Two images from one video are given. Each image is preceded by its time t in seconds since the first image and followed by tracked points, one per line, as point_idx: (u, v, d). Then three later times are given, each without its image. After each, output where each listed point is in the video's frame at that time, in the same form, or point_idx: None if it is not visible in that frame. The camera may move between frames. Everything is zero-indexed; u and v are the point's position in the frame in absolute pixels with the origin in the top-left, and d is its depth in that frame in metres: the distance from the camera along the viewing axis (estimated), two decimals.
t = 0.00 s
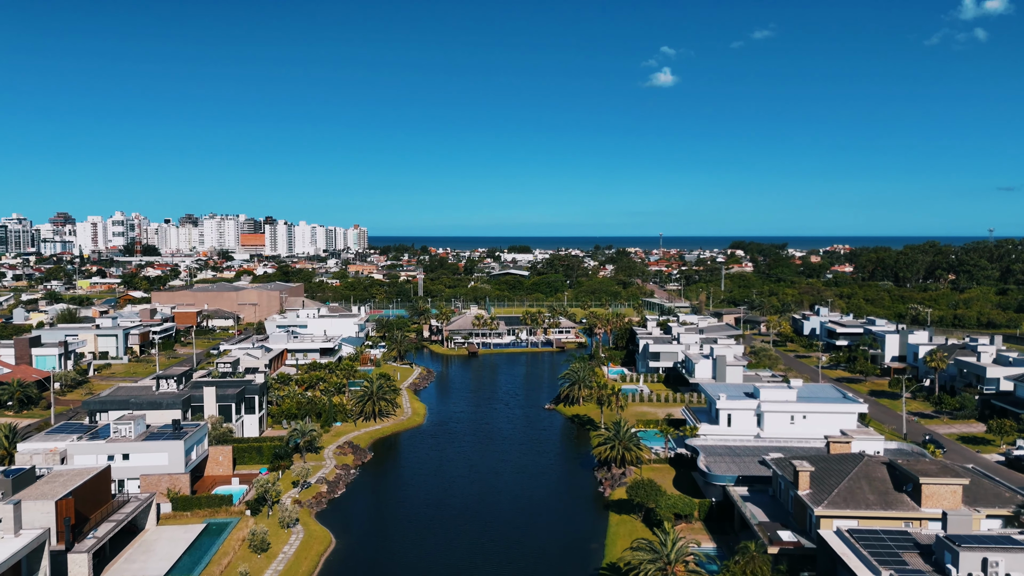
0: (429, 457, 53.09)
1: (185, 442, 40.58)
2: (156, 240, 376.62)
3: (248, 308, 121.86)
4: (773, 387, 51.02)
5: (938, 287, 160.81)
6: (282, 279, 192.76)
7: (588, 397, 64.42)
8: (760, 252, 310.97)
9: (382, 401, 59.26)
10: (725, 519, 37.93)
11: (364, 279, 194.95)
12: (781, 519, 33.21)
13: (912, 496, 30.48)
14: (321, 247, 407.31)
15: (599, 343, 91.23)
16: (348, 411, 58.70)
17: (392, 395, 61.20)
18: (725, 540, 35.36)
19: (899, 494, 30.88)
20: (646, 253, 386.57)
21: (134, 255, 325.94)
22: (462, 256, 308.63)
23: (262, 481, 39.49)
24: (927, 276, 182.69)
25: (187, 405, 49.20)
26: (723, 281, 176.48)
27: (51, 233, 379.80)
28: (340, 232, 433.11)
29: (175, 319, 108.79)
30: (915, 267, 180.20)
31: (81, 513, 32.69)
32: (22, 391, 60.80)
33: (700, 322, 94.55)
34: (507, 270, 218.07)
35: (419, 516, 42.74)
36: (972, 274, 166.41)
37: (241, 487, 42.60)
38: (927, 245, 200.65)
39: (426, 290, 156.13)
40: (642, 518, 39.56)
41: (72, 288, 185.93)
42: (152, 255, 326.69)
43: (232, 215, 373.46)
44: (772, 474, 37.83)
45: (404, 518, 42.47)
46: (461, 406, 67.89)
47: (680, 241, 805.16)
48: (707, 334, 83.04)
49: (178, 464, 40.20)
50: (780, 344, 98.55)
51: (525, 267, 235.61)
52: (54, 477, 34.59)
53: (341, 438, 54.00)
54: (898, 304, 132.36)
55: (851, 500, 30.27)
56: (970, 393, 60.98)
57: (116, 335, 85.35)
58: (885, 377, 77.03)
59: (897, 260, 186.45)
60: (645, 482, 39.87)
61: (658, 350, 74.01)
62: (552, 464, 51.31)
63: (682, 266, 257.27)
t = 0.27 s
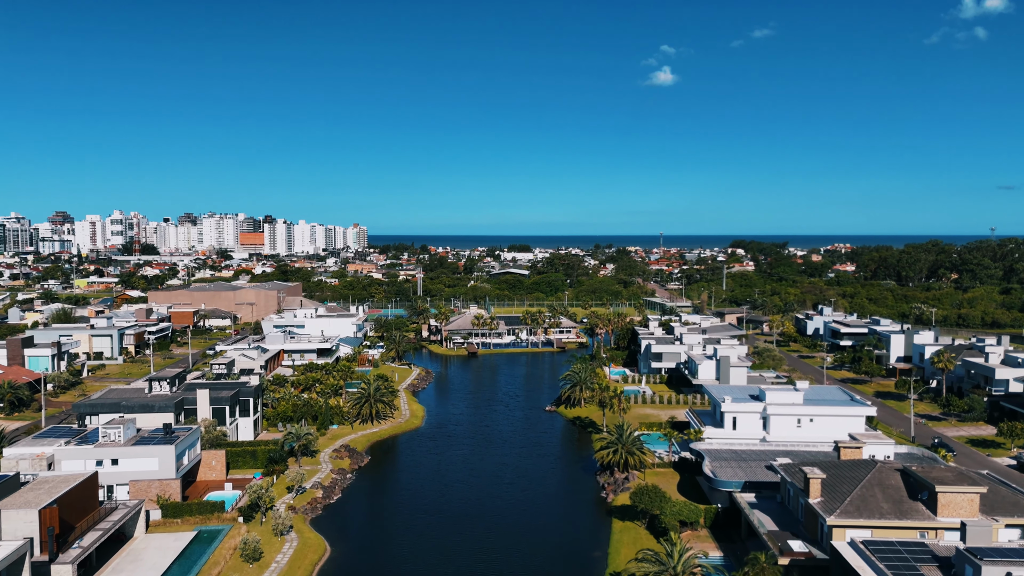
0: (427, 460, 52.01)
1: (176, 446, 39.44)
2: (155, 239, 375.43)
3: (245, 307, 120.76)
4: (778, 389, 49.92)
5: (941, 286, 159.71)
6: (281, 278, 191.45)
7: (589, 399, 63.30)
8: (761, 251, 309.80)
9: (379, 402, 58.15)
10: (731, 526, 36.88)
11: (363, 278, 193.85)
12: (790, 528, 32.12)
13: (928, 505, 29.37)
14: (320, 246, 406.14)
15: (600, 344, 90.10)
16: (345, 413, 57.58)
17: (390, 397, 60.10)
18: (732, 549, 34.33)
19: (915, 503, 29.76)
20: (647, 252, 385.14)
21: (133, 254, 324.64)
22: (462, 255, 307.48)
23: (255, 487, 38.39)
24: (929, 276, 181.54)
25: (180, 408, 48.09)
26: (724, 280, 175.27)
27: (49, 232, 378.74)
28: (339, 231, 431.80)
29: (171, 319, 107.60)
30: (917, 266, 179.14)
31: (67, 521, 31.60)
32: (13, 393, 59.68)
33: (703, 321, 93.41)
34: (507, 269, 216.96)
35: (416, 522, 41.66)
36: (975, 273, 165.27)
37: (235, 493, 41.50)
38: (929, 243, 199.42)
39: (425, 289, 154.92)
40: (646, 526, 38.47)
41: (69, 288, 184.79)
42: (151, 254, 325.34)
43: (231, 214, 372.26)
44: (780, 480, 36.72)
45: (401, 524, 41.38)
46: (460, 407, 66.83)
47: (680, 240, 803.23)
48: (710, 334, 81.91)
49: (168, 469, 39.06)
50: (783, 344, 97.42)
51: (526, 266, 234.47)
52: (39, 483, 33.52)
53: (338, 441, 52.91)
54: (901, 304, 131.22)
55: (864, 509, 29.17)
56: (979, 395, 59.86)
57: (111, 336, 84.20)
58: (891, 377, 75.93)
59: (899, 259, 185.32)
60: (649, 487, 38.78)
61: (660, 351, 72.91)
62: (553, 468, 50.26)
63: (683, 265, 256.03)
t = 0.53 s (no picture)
0: (426, 462, 51.03)
1: (167, 450, 38.45)
2: (154, 237, 374.46)
3: (243, 306, 119.78)
4: (784, 390, 48.92)
5: (943, 285, 158.84)
6: (280, 277, 190.36)
7: (591, 400, 62.31)
8: (761, 250, 308.95)
9: (377, 403, 57.13)
10: (737, 532, 35.97)
11: (362, 277, 192.95)
12: (799, 536, 31.16)
13: (942, 513, 28.39)
14: (320, 244, 405.14)
15: (601, 343, 89.14)
16: (342, 415, 56.55)
17: (388, 397, 59.11)
18: (739, 557, 33.43)
19: (928, 511, 28.79)
20: (647, 250, 384.07)
21: (132, 253, 323.61)
22: (462, 254, 306.62)
23: (249, 492, 37.42)
24: (931, 274, 180.63)
25: (173, 410, 47.14)
26: (725, 279, 174.31)
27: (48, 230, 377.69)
28: (339, 229, 430.65)
29: (168, 318, 106.58)
30: (920, 264, 178.26)
31: (53, 528, 30.59)
32: (4, 394, 58.73)
33: (705, 321, 92.38)
34: (507, 268, 216.02)
35: (414, 527, 40.67)
36: (978, 272, 164.37)
37: (228, 498, 40.53)
38: (932, 242, 198.49)
39: (425, 288, 153.94)
40: (649, 531, 37.55)
41: (67, 286, 183.97)
42: (150, 253, 324.26)
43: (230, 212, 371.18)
44: (787, 485, 35.76)
45: (398, 529, 40.37)
46: (459, 408, 65.88)
47: (680, 238, 802.16)
48: (712, 333, 80.94)
49: (160, 474, 38.04)
50: (786, 344, 96.48)
51: (526, 265, 233.53)
52: (25, 489, 32.53)
53: (334, 444, 51.89)
54: (904, 303, 130.25)
55: (876, 517, 28.20)
56: (987, 396, 58.89)
57: (106, 335, 83.22)
58: (895, 377, 74.96)
59: (901, 258, 184.37)
60: (652, 492, 37.83)
61: (662, 351, 71.93)
62: (553, 470, 49.30)
63: (684, 263, 255.08)
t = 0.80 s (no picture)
0: (425, 466, 49.91)
1: (158, 454, 37.52)
2: (153, 235, 373.44)
3: (241, 305, 118.77)
4: (790, 391, 47.86)
5: (946, 283, 157.78)
6: (279, 275, 189.46)
7: (592, 400, 61.27)
8: (762, 247, 307.91)
9: (375, 405, 56.10)
10: (744, 538, 34.98)
11: (361, 275, 191.92)
12: (810, 544, 30.17)
13: (959, 521, 27.37)
14: (320, 242, 404.05)
15: (602, 342, 88.10)
16: (339, 416, 55.54)
17: (386, 398, 58.08)
18: (747, 565, 32.42)
19: (944, 519, 27.77)
20: (648, 248, 382.54)
21: (131, 251, 322.73)
22: (462, 251, 305.55)
23: (242, 498, 36.39)
24: (934, 272, 179.59)
25: (165, 411, 46.16)
26: (727, 277, 173.20)
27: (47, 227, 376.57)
28: (338, 227, 429.36)
29: (165, 317, 105.59)
30: (922, 262, 177.18)
31: (38, 536, 29.63)
32: None
33: (707, 319, 91.36)
34: (507, 266, 214.99)
35: (412, 533, 39.61)
36: (981, 270, 163.30)
37: (221, 503, 39.52)
38: (934, 239, 197.39)
39: (424, 286, 152.86)
40: (654, 538, 36.50)
41: (64, 284, 183.06)
42: (149, 250, 323.18)
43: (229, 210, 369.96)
44: (796, 490, 34.73)
45: (396, 535, 39.31)
46: (459, 409, 64.87)
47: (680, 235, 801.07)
48: (715, 332, 79.91)
49: (150, 478, 37.08)
50: (789, 343, 95.46)
51: (526, 262, 232.52)
52: (10, 494, 31.57)
53: (331, 446, 50.86)
54: (908, 301, 129.17)
55: (891, 526, 27.20)
56: (995, 397, 57.86)
57: (101, 334, 82.23)
58: (901, 377, 73.93)
59: (904, 255, 183.22)
60: (656, 497, 36.81)
61: (664, 350, 70.90)
62: (556, 473, 48.27)
63: (685, 261, 253.95)
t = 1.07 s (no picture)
0: (423, 469, 48.86)
1: (148, 458, 36.40)
2: (152, 232, 372.35)
3: (238, 303, 117.75)
4: (797, 392, 46.74)
5: (949, 280, 156.68)
6: (278, 273, 188.42)
7: (594, 400, 60.18)
8: (762, 244, 306.97)
9: (372, 406, 55.07)
10: (751, 545, 33.98)
11: (360, 272, 190.91)
12: (822, 553, 29.11)
13: (978, 530, 26.25)
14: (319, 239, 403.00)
15: (603, 341, 87.03)
16: (336, 417, 54.49)
17: (384, 399, 57.02)
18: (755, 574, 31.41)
19: (962, 528, 26.68)
20: (648, 245, 381.09)
21: (130, 248, 321.76)
22: (462, 248, 304.61)
23: (234, 503, 35.36)
24: (937, 270, 178.51)
25: (158, 413, 45.16)
26: (728, 275, 172.14)
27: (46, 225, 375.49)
28: (338, 224, 428.11)
29: (161, 315, 104.57)
30: (925, 260, 176.09)
31: (19, 544, 28.50)
32: None
33: (710, 318, 90.25)
34: (507, 263, 213.94)
35: (410, 539, 38.55)
36: (985, 267, 162.16)
37: (213, 508, 38.46)
38: (937, 236, 196.26)
39: (424, 284, 151.76)
40: (658, 544, 35.49)
41: (62, 282, 182.10)
42: (148, 248, 322.19)
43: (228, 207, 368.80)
44: (806, 496, 33.68)
45: (393, 541, 38.22)
46: (458, 409, 63.80)
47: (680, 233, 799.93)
48: (718, 331, 78.84)
49: (140, 483, 35.99)
50: (793, 341, 94.42)
51: (526, 260, 231.47)
52: None
53: (327, 448, 49.83)
54: (911, 299, 128.10)
55: (907, 535, 26.10)
56: (1005, 397, 56.72)
57: (96, 332, 81.22)
58: (907, 376, 72.82)
59: (907, 253, 182.10)
60: (661, 503, 35.80)
61: (667, 349, 69.80)
62: (557, 476, 47.20)
63: (686, 258, 252.77)
